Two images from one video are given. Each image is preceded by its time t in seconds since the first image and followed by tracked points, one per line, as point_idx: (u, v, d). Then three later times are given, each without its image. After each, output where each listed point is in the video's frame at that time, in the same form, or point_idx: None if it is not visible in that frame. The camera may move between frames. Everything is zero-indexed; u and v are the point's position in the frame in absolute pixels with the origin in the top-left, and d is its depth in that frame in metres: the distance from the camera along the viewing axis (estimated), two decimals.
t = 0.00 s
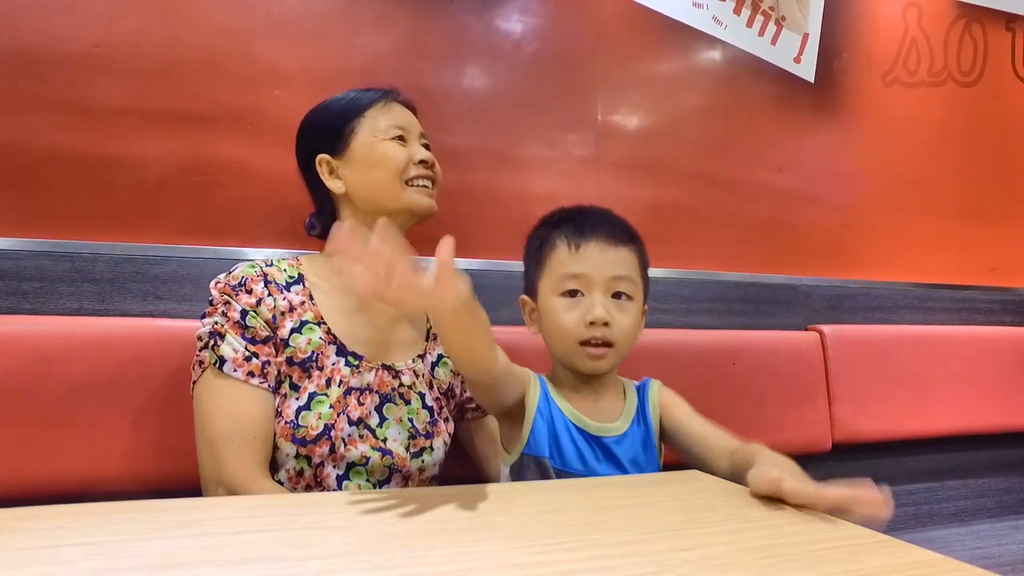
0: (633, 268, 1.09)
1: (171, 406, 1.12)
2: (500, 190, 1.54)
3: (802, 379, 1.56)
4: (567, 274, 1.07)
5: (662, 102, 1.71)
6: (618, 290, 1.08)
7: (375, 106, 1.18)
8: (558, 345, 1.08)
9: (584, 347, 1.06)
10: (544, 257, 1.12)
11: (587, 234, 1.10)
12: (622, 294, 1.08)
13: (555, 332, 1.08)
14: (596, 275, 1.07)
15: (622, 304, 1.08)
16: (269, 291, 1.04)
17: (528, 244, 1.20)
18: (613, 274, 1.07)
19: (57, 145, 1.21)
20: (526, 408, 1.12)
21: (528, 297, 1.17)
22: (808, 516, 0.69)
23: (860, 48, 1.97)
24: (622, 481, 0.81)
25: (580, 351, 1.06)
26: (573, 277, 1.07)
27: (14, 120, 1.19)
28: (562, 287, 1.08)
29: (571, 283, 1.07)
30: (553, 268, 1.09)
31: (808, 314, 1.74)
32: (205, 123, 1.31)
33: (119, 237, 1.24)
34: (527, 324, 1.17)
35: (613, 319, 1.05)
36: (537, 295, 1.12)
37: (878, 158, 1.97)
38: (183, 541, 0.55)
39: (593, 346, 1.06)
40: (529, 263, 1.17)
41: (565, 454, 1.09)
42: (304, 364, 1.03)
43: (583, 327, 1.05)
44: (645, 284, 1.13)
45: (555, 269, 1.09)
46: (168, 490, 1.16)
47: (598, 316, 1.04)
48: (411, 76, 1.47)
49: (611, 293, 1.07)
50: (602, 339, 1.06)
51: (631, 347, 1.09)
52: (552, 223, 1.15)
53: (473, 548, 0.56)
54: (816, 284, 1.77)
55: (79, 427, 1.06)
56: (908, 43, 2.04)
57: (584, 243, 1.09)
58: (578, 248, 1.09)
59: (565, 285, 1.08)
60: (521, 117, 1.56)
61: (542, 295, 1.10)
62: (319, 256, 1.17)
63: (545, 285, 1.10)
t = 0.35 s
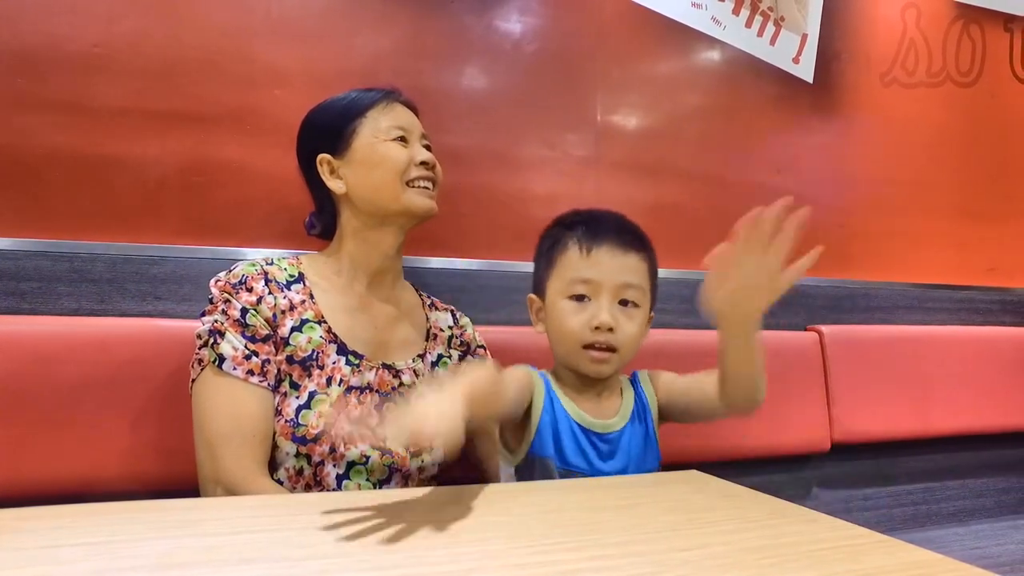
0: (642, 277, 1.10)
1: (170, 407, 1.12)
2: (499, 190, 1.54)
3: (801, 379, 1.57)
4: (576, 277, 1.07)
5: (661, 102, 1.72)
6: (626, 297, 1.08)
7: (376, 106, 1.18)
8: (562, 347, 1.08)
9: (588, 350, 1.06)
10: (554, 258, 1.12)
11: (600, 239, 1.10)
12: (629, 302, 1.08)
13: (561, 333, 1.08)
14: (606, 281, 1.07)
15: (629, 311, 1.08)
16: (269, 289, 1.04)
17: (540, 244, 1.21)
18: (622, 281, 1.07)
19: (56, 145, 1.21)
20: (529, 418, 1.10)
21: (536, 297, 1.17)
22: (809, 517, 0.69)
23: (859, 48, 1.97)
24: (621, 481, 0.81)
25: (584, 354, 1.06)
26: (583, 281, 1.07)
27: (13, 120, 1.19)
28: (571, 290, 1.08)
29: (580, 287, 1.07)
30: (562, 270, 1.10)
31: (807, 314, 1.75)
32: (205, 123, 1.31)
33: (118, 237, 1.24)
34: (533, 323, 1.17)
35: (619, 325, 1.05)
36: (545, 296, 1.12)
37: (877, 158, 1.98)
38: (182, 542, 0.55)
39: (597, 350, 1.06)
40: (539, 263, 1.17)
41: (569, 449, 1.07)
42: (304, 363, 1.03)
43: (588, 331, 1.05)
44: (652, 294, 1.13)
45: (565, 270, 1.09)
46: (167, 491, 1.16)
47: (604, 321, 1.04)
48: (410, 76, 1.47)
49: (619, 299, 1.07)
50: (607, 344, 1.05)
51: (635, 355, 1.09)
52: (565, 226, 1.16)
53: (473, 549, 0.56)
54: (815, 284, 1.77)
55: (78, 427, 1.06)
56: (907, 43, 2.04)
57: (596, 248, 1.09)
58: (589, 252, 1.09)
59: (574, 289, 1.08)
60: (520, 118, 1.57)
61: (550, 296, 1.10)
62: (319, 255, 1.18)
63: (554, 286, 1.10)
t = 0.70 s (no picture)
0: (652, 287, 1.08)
1: (169, 407, 1.12)
2: (498, 191, 1.54)
3: (800, 379, 1.57)
4: (583, 282, 1.06)
5: (659, 102, 1.72)
6: (632, 306, 1.06)
7: (374, 106, 1.18)
8: (564, 348, 1.08)
9: (588, 355, 1.06)
10: (564, 258, 1.12)
11: (612, 244, 1.08)
12: (636, 312, 1.06)
13: (563, 335, 1.08)
14: (612, 289, 1.05)
15: (634, 319, 1.06)
16: (267, 290, 1.04)
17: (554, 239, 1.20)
18: (629, 290, 1.05)
19: (55, 145, 1.21)
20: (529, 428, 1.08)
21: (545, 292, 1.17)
22: (806, 516, 0.69)
23: (858, 48, 1.97)
24: (621, 481, 0.82)
25: (584, 359, 1.06)
26: (589, 286, 1.06)
27: (11, 120, 1.19)
28: (577, 294, 1.07)
29: (586, 292, 1.06)
30: (570, 272, 1.09)
31: (805, 315, 1.75)
32: (203, 123, 1.31)
33: (117, 237, 1.24)
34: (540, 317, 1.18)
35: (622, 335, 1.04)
36: (552, 295, 1.12)
37: (875, 158, 1.98)
38: (180, 542, 0.54)
39: (598, 356, 1.06)
40: (550, 260, 1.17)
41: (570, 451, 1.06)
42: (302, 364, 1.02)
43: (590, 336, 1.05)
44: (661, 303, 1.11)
45: (573, 273, 1.08)
46: (166, 492, 1.16)
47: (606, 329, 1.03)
48: (409, 77, 1.47)
49: (625, 308, 1.06)
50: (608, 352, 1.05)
51: (637, 362, 1.09)
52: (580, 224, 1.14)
53: (470, 548, 0.56)
54: (814, 284, 1.78)
55: (77, 428, 1.06)
56: (905, 43, 2.05)
57: (605, 253, 1.08)
58: (599, 258, 1.07)
59: (579, 293, 1.07)
60: (520, 118, 1.57)
61: (557, 296, 1.10)
62: (317, 256, 1.18)
63: (561, 287, 1.10)
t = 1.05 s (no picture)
0: (646, 300, 1.07)
1: (168, 408, 1.12)
2: (497, 191, 1.54)
3: (799, 379, 1.57)
4: (579, 290, 1.06)
5: (658, 102, 1.72)
6: (625, 318, 1.06)
7: (372, 106, 1.18)
8: (555, 353, 1.08)
9: (577, 363, 1.06)
10: (564, 263, 1.11)
11: (612, 254, 1.08)
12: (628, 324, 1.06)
13: (555, 341, 1.08)
14: (608, 299, 1.05)
15: (626, 332, 1.06)
16: (265, 291, 1.04)
17: (556, 241, 1.19)
18: (624, 302, 1.05)
19: (55, 145, 1.21)
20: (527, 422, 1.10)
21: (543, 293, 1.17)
22: (806, 516, 0.69)
23: (857, 49, 1.97)
24: (619, 481, 0.81)
25: (572, 367, 1.06)
26: (584, 295, 1.05)
27: (10, 120, 1.19)
28: (573, 302, 1.06)
29: (580, 300, 1.06)
30: (568, 278, 1.08)
31: (804, 315, 1.75)
32: (202, 123, 1.31)
33: (116, 237, 1.24)
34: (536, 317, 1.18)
35: (612, 347, 1.04)
36: (548, 299, 1.12)
37: (874, 158, 1.98)
38: (178, 542, 0.54)
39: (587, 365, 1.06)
40: (549, 262, 1.17)
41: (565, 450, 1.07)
42: (300, 365, 1.02)
43: (580, 346, 1.04)
44: (655, 315, 1.11)
45: (571, 280, 1.08)
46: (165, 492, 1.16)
47: (596, 340, 1.02)
48: (408, 77, 1.47)
49: (618, 320, 1.06)
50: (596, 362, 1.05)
51: (625, 373, 1.09)
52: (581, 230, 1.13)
53: (470, 549, 0.56)
54: (813, 284, 1.78)
55: (76, 428, 1.06)
56: (904, 44, 2.05)
57: (605, 262, 1.07)
58: (596, 267, 1.07)
59: (574, 300, 1.06)
60: (519, 119, 1.57)
61: (553, 301, 1.10)
62: (315, 256, 1.18)
63: (558, 293, 1.09)
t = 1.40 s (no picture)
0: (641, 304, 1.07)
1: (167, 408, 1.12)
2: (496, 191, 1.54)
3: (798, 379, 1.57)
4: (573, 297, 1.05)
5: (658, 102, 1.72)
6: (620, 323, 1.05)
7: (370, 106, 1.18)
8: (550, 359, 1.08)
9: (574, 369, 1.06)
10: (557, 269, 1.11)
11: (605, 259, 1.07)
12: (623, 328, 1.06)
13: (551, 347, 1.08)
14: (602, 306, 1.04)
15: (621, 336, 1.06)
16: (263, 292, 1.04)
17: (549, 244, 1.19)
18: (619, 308, 1.05)
19: (54, 145, 1.21)
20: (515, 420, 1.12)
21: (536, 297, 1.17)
22: (805, 517, 0.69)
23: (856, 49, 1.97)
24: (618, 481, 0.82)
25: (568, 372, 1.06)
26: (579, 302, 1.05)
27: (9, 119, 1.19)
28: (567, 309, 1.06)
29: (574, 307, 1.05)
30: (562, 285, 1.08)
31: (803, 315, 1.75)
32: (201, 123, 1.31)
33: (115, 237, 1.24)
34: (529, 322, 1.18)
35: (608, 353, 1.04)
36: (542, 305, 1.11)
37: (873, 158, 1.98)
38: (177, 542, 0.54)
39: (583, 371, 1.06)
40: (542, 267, 1.16)
41: (551, 453, 1.09)
42: (298, 366, 1.03)
43: (577, 353, 1.04)
44: (649, 318, 1.11)
45: (565, 287, 1.07)
46: (164, 492, 1.16)
47: (592, 347, 1.02)
48: (407, 77, 1.47)
49: (613, 325, 1.05)
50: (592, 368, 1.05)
51: (621, 376, 1.09)
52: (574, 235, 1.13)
53: (469, 549, 0.56)
54: (812, 285, 1.78)
55: (75, 428, 1.06)
56: (903, 44, 2.05)
57: (598, 268, 1.06)
58: (590, 273, 1.06)
59: (569, 307, 1.06)
60: (518, 119, 1.57)
61: (547, 307, 1.09)
62: (313, 257, 1.18)
63: (552, 299, 1.09)
